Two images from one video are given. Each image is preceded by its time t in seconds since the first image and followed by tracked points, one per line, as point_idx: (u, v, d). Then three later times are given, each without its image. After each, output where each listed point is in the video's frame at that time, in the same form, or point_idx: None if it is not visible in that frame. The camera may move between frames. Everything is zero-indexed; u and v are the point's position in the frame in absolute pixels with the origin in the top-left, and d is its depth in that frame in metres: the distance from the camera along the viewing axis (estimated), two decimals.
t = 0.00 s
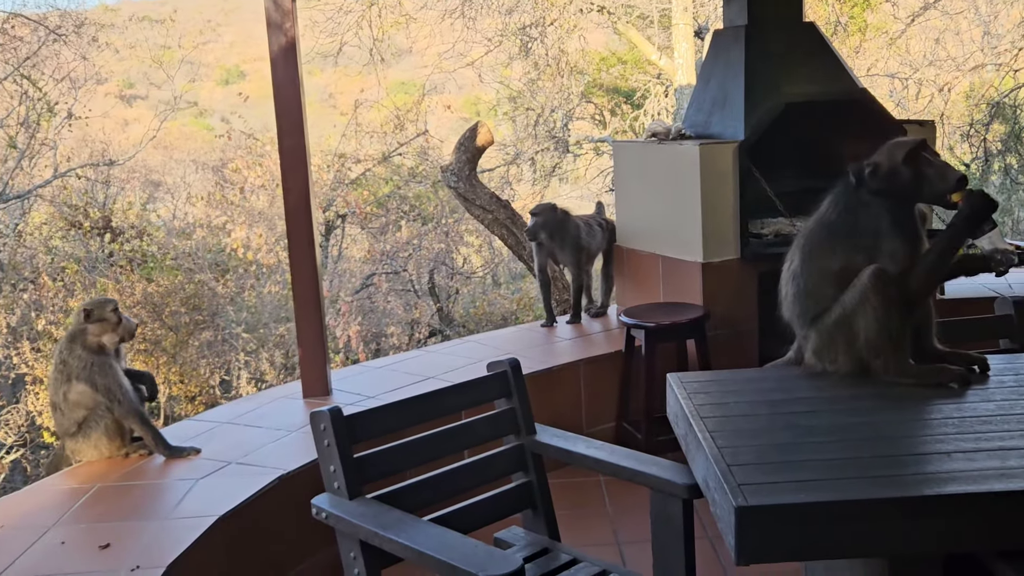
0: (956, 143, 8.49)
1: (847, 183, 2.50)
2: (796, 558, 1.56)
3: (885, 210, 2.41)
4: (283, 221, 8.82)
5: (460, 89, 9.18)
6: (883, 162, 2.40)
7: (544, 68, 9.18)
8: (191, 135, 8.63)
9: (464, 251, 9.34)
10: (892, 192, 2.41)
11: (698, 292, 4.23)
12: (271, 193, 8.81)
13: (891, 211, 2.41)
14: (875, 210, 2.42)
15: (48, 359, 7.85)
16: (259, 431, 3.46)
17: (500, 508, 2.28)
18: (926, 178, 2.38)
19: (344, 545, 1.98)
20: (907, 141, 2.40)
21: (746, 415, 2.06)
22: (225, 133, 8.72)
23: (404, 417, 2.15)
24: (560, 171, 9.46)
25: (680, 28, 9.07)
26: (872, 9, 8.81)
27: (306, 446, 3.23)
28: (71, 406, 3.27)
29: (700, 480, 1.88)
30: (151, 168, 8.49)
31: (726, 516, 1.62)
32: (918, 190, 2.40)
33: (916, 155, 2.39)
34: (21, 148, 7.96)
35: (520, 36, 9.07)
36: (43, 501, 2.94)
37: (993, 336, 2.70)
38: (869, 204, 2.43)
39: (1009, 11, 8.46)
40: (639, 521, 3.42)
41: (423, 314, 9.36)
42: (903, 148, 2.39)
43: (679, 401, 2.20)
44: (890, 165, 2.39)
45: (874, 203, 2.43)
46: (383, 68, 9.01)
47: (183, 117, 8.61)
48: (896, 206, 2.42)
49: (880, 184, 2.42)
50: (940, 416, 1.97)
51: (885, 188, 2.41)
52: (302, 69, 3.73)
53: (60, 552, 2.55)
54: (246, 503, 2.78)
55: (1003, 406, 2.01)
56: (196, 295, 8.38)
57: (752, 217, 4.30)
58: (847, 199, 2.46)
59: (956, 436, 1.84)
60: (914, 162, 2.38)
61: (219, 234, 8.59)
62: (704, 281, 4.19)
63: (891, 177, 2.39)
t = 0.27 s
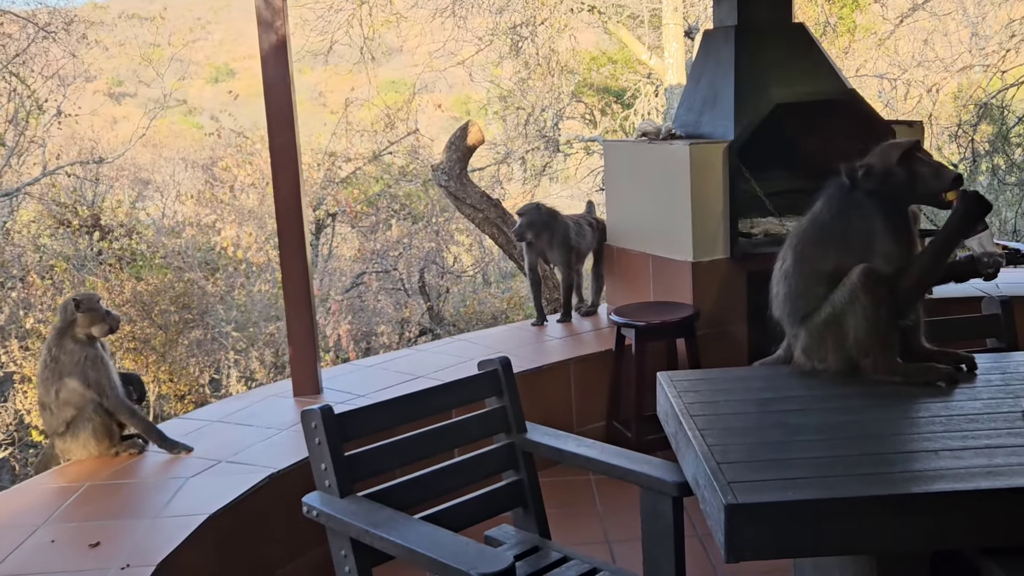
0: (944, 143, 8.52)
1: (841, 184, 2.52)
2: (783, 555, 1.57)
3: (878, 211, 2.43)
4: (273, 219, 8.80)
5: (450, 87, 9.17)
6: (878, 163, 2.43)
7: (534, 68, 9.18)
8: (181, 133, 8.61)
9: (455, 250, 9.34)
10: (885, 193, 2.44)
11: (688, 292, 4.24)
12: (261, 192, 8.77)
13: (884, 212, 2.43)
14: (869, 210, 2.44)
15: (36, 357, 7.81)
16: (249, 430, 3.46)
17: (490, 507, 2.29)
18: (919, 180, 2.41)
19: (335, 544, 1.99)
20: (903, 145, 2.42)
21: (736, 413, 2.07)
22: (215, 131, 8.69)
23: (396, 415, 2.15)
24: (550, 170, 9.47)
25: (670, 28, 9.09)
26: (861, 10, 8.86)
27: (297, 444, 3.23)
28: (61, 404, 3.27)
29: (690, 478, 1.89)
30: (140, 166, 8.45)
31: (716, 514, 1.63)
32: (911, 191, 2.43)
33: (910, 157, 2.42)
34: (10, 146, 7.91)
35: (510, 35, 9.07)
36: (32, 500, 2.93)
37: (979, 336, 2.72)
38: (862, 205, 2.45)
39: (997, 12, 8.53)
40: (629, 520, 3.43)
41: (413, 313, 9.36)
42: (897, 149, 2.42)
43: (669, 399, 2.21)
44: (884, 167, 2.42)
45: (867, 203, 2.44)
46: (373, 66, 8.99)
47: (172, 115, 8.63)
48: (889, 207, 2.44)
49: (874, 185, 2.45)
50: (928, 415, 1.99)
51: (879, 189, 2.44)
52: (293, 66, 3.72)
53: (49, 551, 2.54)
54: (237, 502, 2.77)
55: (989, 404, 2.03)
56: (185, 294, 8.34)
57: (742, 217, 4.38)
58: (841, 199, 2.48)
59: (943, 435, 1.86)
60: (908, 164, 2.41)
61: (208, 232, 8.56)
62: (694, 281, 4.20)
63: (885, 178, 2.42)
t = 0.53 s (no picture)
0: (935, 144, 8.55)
1: (843, 186, 2.52)
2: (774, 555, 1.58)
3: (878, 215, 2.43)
4: (265, 218, 8.77)
5: (441, 87, 9.17)
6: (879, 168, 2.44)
7: (526, 67, 9.18)
8: (171, 131, 8.58)
9: (446, 249, 9.34)
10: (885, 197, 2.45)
11: (680, 292, 4.25)
12: (253, 190, 8.74)
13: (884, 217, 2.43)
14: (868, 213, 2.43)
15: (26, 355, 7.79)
16: (241, 429, 3.45)
17: (483, 506, 2.29)
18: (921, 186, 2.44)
19: (328, 544, 1.99)
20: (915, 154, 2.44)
21: (728, 413, 2.08)
22: (206, 129, 8.64)
23: (389, 415, 2.16)
24: (542, 170, 9.48)
25: (662, 28, 9.10)
26: (852, 11, 8.94)
27: (288, 444, 3.22)
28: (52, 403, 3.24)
29: (683, 478, 1.90)
30: (131, 164, 8.43)
31: (708, 514, 1.64)
32: (911, 197, 2.44)
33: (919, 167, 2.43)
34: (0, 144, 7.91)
35: (502, 35, 9.07)
36: (23, 500, 2.92)
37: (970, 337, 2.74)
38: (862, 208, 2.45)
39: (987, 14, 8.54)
40: (620, 519, 3.44)
41: (404, 312, 9.35)
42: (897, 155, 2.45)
43: (661, 400, 2.21)
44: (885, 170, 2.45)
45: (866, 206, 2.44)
46: (365, 65, 8.98)
47: (163, 113, 8.57)
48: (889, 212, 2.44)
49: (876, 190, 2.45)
50: (918, 416, 2.00)
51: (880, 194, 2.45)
52: (285, 65, 3.72)
53: (40, 551, 2.53)
54: (228, 501, 2.77)
55: (979, 405, 2.04)
56: (176, 292, 8.31)
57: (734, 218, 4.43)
58: (841, 201, 2.48)
59: (934, 435, 1.87)
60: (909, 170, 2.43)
61: (200, 231, 8.54)
62: (686, 281, 4.21)
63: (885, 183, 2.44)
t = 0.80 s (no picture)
0: (927, 145, 8.57)
1: (837, 189, 2.55)
2: (767, 554, 1.59)
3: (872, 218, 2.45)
4: (258, 216, 8.74)
5: (435, 86, 9.15)
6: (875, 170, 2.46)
7: (519, 66, 9.19)
8: (164, 129, 8.55)
9: (439, 248, 9.33)
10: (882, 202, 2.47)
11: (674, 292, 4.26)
12: (246, 188, 8.70)
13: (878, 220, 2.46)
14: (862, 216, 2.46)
15: (17, 353, 7.77)
16: (233, 428, 3.44)
17: (477, 505, 2.29)
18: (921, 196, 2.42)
19: (321, 542, 1.98)
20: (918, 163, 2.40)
21: (721, 413, 2.08)
22: (199, 127, 8.61)
23: (382, 414, 2.15)
24: (535, 169, 9.47)
25: (656, 28, 9.11)
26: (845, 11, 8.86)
27: (281, 443, 3.21)
28: (49, 397, 3.23)
29: (676, 478, 1.90)
30: (123, 162, 8.40)
31: (702, 513, 1.64)
32: (909, 204, 2.44)
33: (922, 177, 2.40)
34: None
35: (496, 34, 9.06)
36: (14, 498, 2.91)
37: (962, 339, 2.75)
38: (856, 210, 2.47)
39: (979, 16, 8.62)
40: (613, 518, 3.44)
41: (397, 311, 9.34)
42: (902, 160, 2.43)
43: (655, 399, 2.21)
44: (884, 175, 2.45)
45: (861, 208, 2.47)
46: (358, 64, 8.98)
47: (156, 110, 8.54)
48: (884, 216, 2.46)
49: (870, 193, 2.48)
50: (910, 415, 2.01)
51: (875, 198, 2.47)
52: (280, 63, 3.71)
53: (32, 549, 2.52)
54: (221, 500, 2.76)
55: (970, 405, 2.05)
56: (168, 290, 8.28)
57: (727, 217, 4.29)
58: (835, 203, 2.51)
59: (927, 435, 1.88)
60: (911, 178, 2.42)
61: (192, 229, 8.49)
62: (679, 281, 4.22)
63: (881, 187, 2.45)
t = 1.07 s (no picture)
0: (919, 145, 8.59)
1: (840, 189, 2.55)
2: (760, 553, 1.59)
3: (872, 222, 2.46)
4: (251, 213, 8.71)
5: (428, 84, 9.14)
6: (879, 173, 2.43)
7: (513, 65, 9.17)
8: (156, 126, 8.51)
9: (432, 246, 9.32)
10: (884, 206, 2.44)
11: (667, 291, 4.26)
12: (239, 186, 8.66)
13: (878, 223, 2.46)
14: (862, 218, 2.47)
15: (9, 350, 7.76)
16: (226, 426, 3.43)
17: (469, 504, 2.29)
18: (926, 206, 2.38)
19: (313, 540, 1.98)
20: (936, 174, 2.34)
21: (714, 412, 2.09)
22: (191, 125, 8.57)
23: (375, 412, 2.15)
24: (528, 168, 9.48)
25: (650, 27, 9.10)
26: (839, 12, 8.99)
27: (273, 441, 3.21)
28: (42, 394, 3.21)
29: (669, 477, 1.90)
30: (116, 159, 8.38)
31: (695, 512, 1.64)
32: (913, 212, 2.40)
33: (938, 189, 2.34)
34: None
35: (490, 32, 9.04)
36: (5, 495, 2.89)
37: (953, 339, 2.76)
38: (857, 212, 2.48)
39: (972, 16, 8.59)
40: (606, 517, 3.44)
41: (390, 309, 9.33)
42: (909, 167, 2.37)
43: (648, 398, 2.22)
44: (889, 180, 2.41)
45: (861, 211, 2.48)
46: (352, 61, 8.96)
47: (148, 107, 8.50)
48: (885, 220, 2.45)
49: (873, 196, 2.47)
50: (902, 415, 2.01)
51: (877, 201, 2.45)
52: (273, 60, 3.70)
53: (23, 546, 2.51)
54: (213, 498, 2.75)
55: (962, 404, 2.06)
56: (161, 288, 8.26)
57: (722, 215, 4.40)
58: (836, 204, 2.52)
59: (920, 435, 1.88)
60: (918, 186, 2.36)
61: (185, 227, 8.46)
62: (672, 280, 4.22)
63: (886, 192, 2.42)
